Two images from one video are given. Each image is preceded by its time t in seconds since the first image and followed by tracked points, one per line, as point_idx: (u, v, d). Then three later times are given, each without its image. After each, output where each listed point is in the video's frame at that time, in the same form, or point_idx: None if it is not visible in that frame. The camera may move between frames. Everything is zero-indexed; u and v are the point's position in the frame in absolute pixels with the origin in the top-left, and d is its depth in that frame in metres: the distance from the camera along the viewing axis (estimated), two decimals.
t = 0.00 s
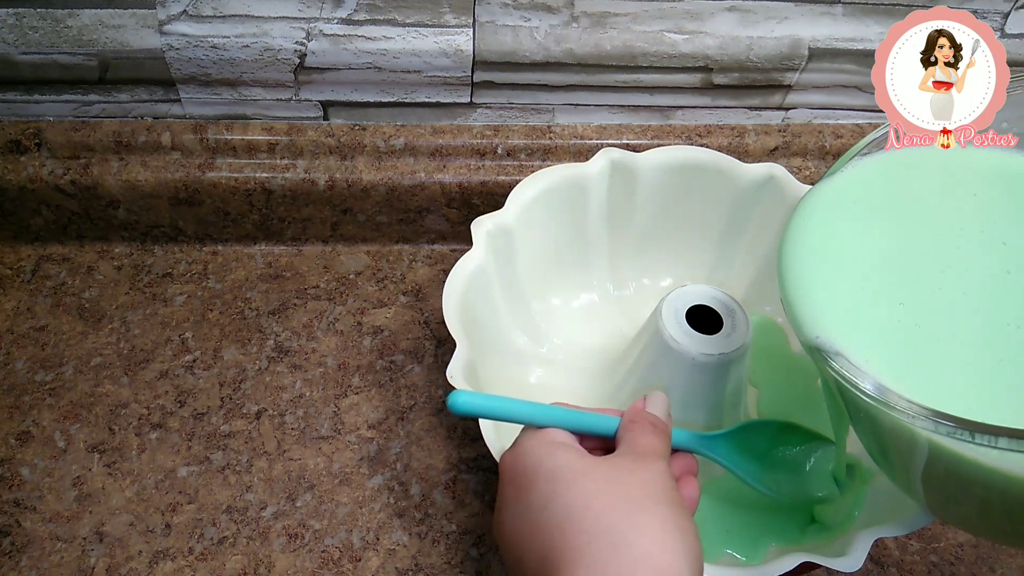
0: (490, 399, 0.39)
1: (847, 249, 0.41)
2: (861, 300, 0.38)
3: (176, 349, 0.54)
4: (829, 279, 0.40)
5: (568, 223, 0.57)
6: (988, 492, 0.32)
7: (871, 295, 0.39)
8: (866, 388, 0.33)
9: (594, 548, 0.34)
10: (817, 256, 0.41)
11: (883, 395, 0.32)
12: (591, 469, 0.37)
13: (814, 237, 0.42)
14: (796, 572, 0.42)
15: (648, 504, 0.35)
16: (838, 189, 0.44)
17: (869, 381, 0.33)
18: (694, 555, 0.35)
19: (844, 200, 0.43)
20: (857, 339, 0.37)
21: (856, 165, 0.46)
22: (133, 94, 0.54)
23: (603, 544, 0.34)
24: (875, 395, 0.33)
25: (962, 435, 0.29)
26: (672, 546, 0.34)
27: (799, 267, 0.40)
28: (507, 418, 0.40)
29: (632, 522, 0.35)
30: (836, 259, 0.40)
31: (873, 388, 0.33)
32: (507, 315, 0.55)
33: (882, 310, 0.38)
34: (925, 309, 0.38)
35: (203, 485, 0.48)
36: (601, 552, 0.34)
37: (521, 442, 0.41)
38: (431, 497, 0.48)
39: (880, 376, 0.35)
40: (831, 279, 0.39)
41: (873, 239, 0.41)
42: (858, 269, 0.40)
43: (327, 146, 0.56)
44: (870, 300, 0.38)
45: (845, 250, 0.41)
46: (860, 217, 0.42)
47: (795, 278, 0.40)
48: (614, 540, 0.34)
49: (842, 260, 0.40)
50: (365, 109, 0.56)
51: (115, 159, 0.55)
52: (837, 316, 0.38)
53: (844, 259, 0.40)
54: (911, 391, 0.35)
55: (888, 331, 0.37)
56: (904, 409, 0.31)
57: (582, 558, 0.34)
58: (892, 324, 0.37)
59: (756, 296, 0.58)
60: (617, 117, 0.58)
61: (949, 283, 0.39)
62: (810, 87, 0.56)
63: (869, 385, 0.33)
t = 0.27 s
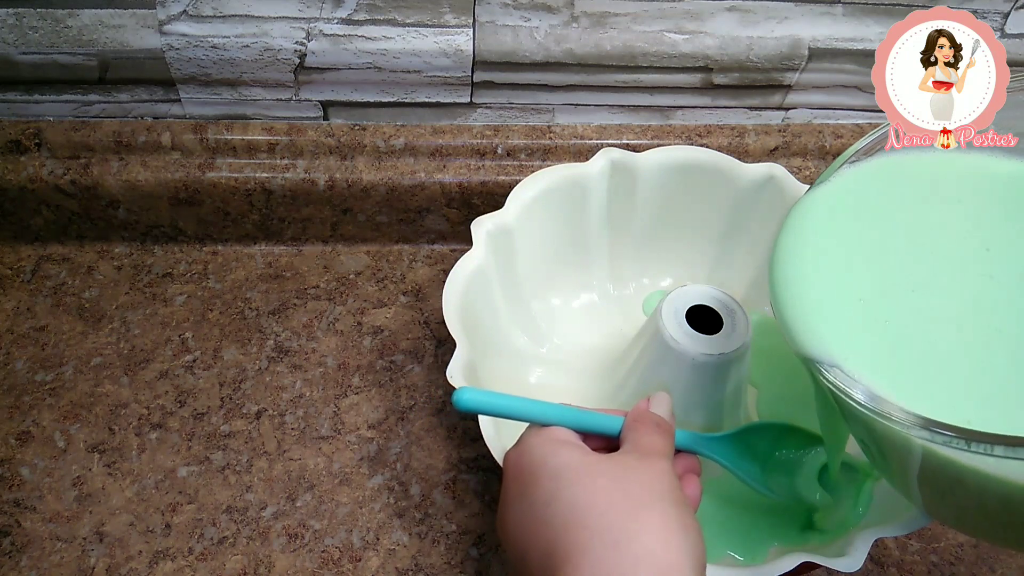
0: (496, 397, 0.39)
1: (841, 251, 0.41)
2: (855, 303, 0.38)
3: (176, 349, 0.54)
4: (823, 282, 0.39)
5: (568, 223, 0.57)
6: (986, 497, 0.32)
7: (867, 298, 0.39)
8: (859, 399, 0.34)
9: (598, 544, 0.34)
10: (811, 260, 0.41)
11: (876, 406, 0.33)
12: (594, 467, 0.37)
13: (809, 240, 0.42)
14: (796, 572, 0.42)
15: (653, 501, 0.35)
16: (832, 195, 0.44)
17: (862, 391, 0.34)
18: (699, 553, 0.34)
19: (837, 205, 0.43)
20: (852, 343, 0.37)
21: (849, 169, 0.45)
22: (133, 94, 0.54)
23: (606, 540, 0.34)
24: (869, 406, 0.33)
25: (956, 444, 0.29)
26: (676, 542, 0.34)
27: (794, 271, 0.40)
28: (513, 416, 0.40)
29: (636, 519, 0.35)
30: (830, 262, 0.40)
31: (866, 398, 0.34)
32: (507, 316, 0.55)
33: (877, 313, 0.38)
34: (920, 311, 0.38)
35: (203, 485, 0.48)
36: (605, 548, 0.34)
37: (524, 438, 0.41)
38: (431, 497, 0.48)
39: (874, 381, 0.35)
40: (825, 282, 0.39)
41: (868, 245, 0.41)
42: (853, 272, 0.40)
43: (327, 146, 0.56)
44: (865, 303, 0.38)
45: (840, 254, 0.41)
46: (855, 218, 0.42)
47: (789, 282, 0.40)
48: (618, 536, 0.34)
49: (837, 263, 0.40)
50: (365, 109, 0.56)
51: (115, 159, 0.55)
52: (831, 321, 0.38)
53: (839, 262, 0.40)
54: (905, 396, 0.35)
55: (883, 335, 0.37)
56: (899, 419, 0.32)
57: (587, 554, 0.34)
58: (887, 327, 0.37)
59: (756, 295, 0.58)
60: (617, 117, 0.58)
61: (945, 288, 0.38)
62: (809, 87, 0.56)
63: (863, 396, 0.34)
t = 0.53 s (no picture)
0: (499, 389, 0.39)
1: (837, 251, 0.41)
2: (851, 302, 0.39)
3: (176, 349, 0.54)
4: (819, 281, 0.40)
5: (568, 223, 0.57)
6: (983, 493, 0.32)
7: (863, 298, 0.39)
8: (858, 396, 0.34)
9: (598, 538, 0.34)
10: (807, 260, 0.41)
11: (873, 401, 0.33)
12: (596, 459, 0.37)
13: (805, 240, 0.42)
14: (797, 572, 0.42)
15: (653, 495, 0.35)
16: (827, 194, 0.44)
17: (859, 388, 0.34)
18: (700, 547, 0.35)
19: (834, 205, 0.43)
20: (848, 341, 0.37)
21: (844, 168, 0.45)
22: (133, 94, 0.54)
23: (606, 535, 0.34)
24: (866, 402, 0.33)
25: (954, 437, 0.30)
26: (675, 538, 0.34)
27: (789, 272, 0.41)
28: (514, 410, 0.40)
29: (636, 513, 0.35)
30: (826, 262, 0.40)
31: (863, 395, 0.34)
32: (507, 316, 0.55)
33: (873, 311, 0.38)
34: (916, 309, 0.38)
35: (203, 485, 0.48)
36: (604, 543, 0.34)
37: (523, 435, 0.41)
38: (431, 497, 0.48)
39: (871, 378, 0.35)
40: (821, 282, 0.40)
41: (864, 243, 0.41)
42: (849, 271, 0.40)
43: (327, 146, 0.56)
44: (860, 302, 0.38)
45: (836, 253, 0.41)
46: (851, 218, 0.42)
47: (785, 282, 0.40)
48: (617, 531, 0.34)
49: (833, 262, 0.40)
50: (365, 109, 0.56)
51: (115, 159, 0.55)
52: (826, 320, 0.38)
53: (835, 261, 0.40)
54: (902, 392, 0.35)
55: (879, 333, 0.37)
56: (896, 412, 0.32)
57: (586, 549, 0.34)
58: (883, 325, 0.37)
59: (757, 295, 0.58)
60: (617, 117, 0.58)
61: (941, 285, 0.39)
62: (809, 87, 0.56)
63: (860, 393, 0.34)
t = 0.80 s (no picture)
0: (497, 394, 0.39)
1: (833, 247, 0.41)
2: (847, 299, 0.39)
3: (176, 349, 0.54)
4: (815, 278, 0.40)
5: (568, 223, 0.57)
6: (977, 485, 0.32)
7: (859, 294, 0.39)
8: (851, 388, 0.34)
9: (594, 539, 0.34)
10: (803, 257, 0.41)
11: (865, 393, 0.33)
12: (594, 461, 0.37)
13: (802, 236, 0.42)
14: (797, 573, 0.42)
15: (650, 496, 0.35)
16: (824, 191, 0.44)
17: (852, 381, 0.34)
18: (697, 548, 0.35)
19: (830, 201, 0.43)
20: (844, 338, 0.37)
21: (840, 166, 0.45)
22: (133, 94, 0.54)
23: (602, 535, 0.34)
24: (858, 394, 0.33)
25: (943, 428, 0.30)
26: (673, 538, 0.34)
27: (785, 269, 0.41)
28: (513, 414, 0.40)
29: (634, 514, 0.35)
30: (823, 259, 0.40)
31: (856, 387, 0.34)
32: (507, 316, 0.55)
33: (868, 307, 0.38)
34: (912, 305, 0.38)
35: (203, 485, 0.48)
36: (601, 543, 0.34)
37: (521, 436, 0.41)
38: (431, 497, 0.48)
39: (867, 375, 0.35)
40: (818, 279, 0.40)
41: (861, 239, 0.41)
42: (844, 267, 0.40)
43: (327, 146, 0.56)
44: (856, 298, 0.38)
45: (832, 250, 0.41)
46: (848, 214, 0.42)
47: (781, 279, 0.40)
48: (614, 531, 0.34)
49: (830, 259, 0.40)
50: (365, 109, 0.56)
51: (115, 159, 0.55)
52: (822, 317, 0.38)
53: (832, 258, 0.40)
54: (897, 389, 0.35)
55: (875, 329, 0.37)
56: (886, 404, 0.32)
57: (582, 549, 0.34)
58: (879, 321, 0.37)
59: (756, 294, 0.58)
60: (617, 117, 0.58)
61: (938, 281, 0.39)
62: (809, 87, 0.56)
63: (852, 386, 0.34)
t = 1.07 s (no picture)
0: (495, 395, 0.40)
1: (832, 247, 0.41)
2: (845, 298, 0.39)
3: (176, 349, 0.54)
4: (814, 278, 0.40)
5: (568, 223, 0.57)
6: (973, 486, 0.33)
7: (857, 293, 0.39)
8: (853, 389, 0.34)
9: (590, 539, 0.34)
10: (802, 256, 0.41)
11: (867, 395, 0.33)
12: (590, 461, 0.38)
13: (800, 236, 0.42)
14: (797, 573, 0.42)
15: (645, 496, 0.36)
16: (822, 191, 0.44)
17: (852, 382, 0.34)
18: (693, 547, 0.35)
19: (828, 201, 0.43)
20: (843, 337, 0.37)
21: (838, 167, 0.46)
22: (133, 94, 0.54)
23: (598, 535, 0.34)
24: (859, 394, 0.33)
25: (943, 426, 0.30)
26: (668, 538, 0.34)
27: (784, 267, 0.41)
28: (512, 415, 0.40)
29: (629, 514, 0.35)
30: (821, 258, 0.41)
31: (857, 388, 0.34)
32: (507, 316, 0.55)
33: (867, 306, 0.38)
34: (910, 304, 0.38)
35: (203, 485, 0.48)
36: (596, 543, 0.34)
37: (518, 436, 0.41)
38: (431, 497, 0.48)
39: (864, 374, 0.35)
40: (817, 279, 0.40)
41: (859, 239, 0.41)
42: (843, 267, 0.40)
43: (327, 146, 0.56)
44: (855, 297, 0.39)
45: (831, 249, 0.41)
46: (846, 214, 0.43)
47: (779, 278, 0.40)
48: (610, 531, 0.34)
49: (828, 258, 0.41)
50: (365, 109, 0.56)
51: (115, 159, 0.55)
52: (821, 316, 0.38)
53: (831, 258, 0.41)
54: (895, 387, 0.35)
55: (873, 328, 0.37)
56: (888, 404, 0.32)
57: (578, 549, 0.34)
58: (877, 320, 0.37)
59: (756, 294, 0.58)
60: (617, 117, 0.58)
61: (935, 279, 0.39)
62: (809, 87, 0.56)
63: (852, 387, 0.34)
